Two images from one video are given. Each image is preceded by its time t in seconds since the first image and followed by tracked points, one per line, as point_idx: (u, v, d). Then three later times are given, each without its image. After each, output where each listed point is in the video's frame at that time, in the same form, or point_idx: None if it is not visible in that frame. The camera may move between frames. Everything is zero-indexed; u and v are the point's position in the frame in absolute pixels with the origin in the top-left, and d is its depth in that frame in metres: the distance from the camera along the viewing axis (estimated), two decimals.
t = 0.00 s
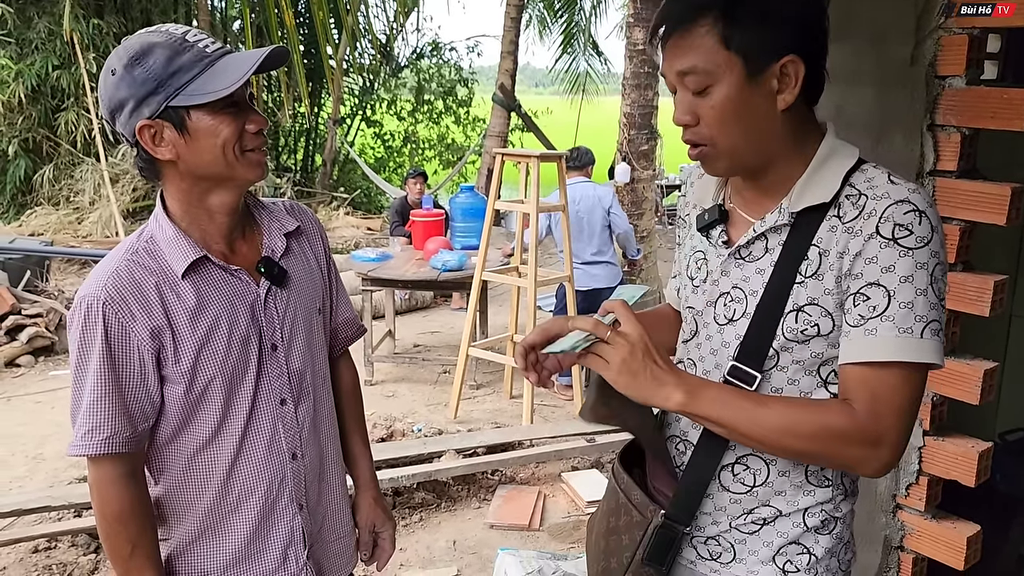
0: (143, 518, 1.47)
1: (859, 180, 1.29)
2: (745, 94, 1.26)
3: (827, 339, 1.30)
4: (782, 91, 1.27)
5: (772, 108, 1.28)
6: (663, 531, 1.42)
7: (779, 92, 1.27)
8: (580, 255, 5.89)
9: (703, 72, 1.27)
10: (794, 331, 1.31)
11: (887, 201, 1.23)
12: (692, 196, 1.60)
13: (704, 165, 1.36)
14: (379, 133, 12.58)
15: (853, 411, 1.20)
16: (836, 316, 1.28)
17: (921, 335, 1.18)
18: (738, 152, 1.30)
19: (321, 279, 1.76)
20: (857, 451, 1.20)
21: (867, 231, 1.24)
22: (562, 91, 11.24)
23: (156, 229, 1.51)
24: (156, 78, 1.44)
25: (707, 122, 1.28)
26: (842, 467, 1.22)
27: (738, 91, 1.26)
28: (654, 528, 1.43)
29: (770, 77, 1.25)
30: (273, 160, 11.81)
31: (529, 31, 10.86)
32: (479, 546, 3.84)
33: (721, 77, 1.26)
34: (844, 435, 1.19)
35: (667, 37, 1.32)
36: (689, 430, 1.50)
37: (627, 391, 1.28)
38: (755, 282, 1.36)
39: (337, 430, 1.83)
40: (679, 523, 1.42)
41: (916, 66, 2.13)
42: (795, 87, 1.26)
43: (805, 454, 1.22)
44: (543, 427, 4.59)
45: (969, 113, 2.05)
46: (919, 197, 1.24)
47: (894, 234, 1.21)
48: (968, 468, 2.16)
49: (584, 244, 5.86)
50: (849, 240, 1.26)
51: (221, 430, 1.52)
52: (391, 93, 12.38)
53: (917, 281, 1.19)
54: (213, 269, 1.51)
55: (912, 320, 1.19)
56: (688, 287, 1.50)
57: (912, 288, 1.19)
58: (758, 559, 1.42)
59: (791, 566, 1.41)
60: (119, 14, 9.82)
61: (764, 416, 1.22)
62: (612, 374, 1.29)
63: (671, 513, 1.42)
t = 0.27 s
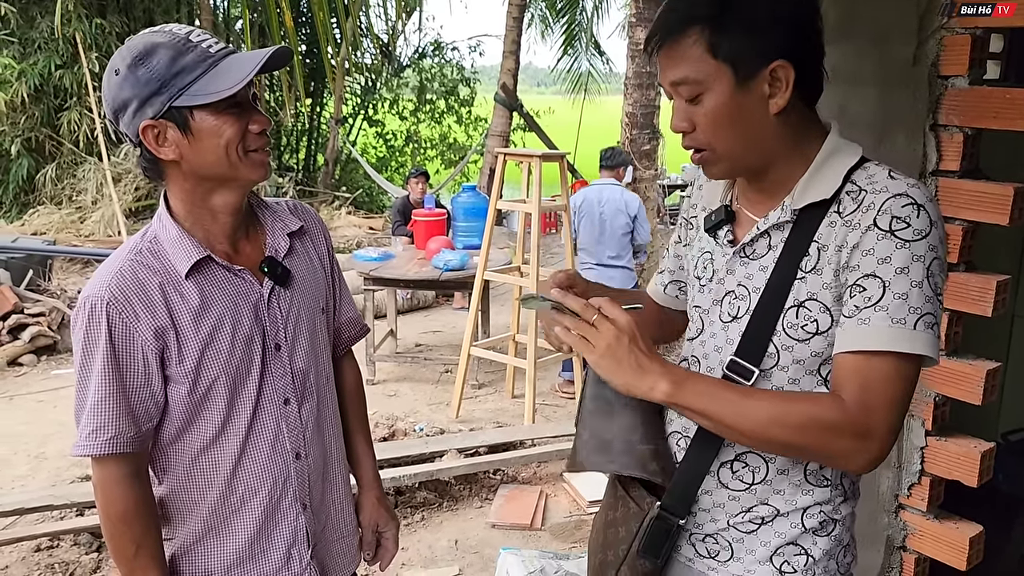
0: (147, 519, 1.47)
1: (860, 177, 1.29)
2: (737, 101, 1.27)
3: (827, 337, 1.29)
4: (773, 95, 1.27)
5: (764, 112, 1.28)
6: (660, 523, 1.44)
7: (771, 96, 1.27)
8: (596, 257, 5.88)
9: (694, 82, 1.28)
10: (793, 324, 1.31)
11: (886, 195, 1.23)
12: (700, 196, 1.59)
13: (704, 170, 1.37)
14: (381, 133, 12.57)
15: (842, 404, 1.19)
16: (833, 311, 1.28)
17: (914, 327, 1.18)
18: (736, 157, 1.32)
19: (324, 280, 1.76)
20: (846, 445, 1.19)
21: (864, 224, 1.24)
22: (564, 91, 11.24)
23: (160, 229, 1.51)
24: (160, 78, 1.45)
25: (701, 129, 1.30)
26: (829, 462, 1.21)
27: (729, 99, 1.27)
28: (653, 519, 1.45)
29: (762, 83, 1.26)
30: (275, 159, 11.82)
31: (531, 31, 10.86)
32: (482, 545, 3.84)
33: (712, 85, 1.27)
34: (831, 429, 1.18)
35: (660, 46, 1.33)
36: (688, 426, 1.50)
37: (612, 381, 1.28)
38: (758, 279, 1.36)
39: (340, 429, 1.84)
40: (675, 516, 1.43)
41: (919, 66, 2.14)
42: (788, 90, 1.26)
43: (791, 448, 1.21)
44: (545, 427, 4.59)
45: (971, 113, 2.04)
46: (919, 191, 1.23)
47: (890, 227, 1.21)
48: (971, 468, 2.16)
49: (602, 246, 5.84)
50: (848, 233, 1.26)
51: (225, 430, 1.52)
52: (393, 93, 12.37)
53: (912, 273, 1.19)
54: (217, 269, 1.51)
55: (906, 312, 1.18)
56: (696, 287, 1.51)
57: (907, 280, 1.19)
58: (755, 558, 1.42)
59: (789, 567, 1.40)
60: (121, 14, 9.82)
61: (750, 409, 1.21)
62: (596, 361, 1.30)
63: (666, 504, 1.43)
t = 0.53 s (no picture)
0: (150, 519, 1.47)
1: (861, 178, 1.29)
2: (731, 83, 1.29)
3: (828, 338, 1.29)
4: (766, 90, 1.28)
5: (753, 110, 1.30)
6: (664, 526, 1.44)
7: (763, 91, 1.28)
8: (605, 253, 5.89)
9: (697, 51, 1.32)
10: (793, 326, 1.31)
11: (884, 197, 1.24)
12: (701, 193, 1.59)
13: (690, 147, 1.39)
14: (382, 132, 12.55)
15: (841, 402, 1.19)
16: (834, 313, 1.28)
17: (910, 330, 1.19)
18: (718, 138, 1.33)
19: (326, 278, 1.76)
20: (845, 444, 1.19)
21: (864, 226, 1.24)
22: (566, 91, 11.24)
23: (162, 229, 1.51)
24: (162, 78, 1.45)
25: (694, 102, 1.32)
26: (826, 461, 1.21)
27: (722, 78, 1.29)
28: (656, 521, 1.45)
29: (756, 72, 1.27)
30: (276, 159, 11.82)
31: (532, 30, 10.86)
32: (483, 545, 3.84)
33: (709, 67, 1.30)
34: (828, 427, 1.19)
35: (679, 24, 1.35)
36: (691, 426, 1.50)
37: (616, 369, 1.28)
38: (759, 280, 1.36)
39: (342, 428, 1.84)
40: (678, 518, 1.43)
41: (922, 65, 2.14)
42: (781, 87, 1.27)
43: (788, 444, 1.21)
44: (547, 426, 4.59)
45: (973, 112, 2.03)
46: (918, 192, 1.23)
47: (889, 229, 1.21)
48: (973, 468, 2.15)
49: (611, 242, 5.84)
50: (847, 235, 1.26)
51: (228, 430, 1.52)
52: (394, 92, 12.31)
53: (910, 276, 1.19)
54: (220, 269, 1.51)
55: (902, 315, 1.19)
56: (697, 288, 1.51)
57: (905, 283, 1.19)
58: (759, 559, 1.42)
59: (792, 567, 1.40)
60: (123, 13, 9.82)
61: (749, 403, 1.21)
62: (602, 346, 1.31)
63: (670, 507, 1.44)
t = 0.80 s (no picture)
0: (152, 516, 1.47)
1: (859, 180, 1.28)
2: (732, 73, 1.29)
3: (830, 340, 1.30)
4: (764, 84, 1.28)
5: (751, 102, 1.29)
6: (663, 527, 1.44)
7: (761, 86, 1.28)
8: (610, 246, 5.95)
9: (702, 40, 1.33)
10: (794, 330, 1.31)
11: (885, 204, 1.23)
12: (699, 195, 1.59)
13: (686, 139, 1.39)
14: (384, 131, 12.53)
15: (880, 414, 1.21)
16: (837, 317, 1.28)
17: (926, 339, 1.19)
18: (713, 132, 1.33)
19: (329, 276, 1.76)
20: (890, 457, 1.22)
21: (868, 234, 1.24)
22: (567, 90, 11.25)
23: (165, 227, 1.51)
24: (165, 76, 1.45)
25: (691, 91, 1.33)
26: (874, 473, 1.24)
27: (721, 69, 1.30)
28: (654, 523, 1.45)
29: (756, 67, 1.28)
30: (279, 157, 11.83)
31: (534, 29, 10.87)
32: (484, 543, 3.84)
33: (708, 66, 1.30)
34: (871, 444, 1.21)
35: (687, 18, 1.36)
36: (690, 427, 1.50)
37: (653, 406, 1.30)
38: (757, 281, 1.36)
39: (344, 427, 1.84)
40: (676, 520, 1.43)
41: (925, 64, 2.12)
42: (779, 82, 1.27)
43: (835, 461, 1.24)
44: (549, 425, 4.59)
45: (975, 111, 2.05)
46: (917, 199, 1.23)
47: (894, 238, 1.21)
48: (975, 468, 2.16)
49: (615, 235, 5.90)
50: (849, 243, 1.26)
51: (231, 428, 1.53)
52: (397, 91, 12.31)
53: (920, 284, 1.20)
54: (222, 267, 1.51)
55: (917, 325, 1.19)
56: (695, 289, 1.51)
57: (915, 292, 1.20)
58: (758, 558, 1.42)
59: (791, 567, 1.40)
60: (125, 11, 9.83)
61: (793, 425, 1.24)
62: (636, 394, 1.31)
63: (668, 508, 1.44)
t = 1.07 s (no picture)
0: (156, 511, 1.48)
1: (864, 184, 1.28)
2: (738, 69, 1.30)
3: (832, 343, 1.30)
4: (772, 81, 1.29)
5: (760, 99, 1.30)
6: (663, 527, 1.45)
7: (770, 82, 1.29)
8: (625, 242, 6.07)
9: (708, 36, 1.34)
10: (796, 333, 1.31)
11: (890, 211, 1.23)
12: (702, 194, 1.60)
13: (693, 136, 1.40)
14: (387, 130, 12.54)
15: (887, 423, 1.23)
16: (840, 321, 1.29)
17: (933, 349, 1.19)
18: (719, 130, 1.34)
19: (334, 274, 1.77)
20: (901, 462, 1.24)
21: (872, 242, 1.24)
22: (570, 89, 11.26)
23: (170, 224, 1.52)
24: (170, 74, 1.46)
25: (699, 88, 1.34)
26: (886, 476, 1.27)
27: (729, 66, 1.31)
28: (654, 522, 1.46)
29: (764, 63, 1.28)
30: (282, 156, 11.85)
31: (537, 28, 10.89)
32: (487, 540, 3.86)
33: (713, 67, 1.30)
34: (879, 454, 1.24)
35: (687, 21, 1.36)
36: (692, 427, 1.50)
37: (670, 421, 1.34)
38: (759, 282, 1.37)
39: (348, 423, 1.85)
40: (677, 521, 1.44)
41: (928, 63, 2.13)
42: (788, 78, 1.28)
43: (846, 468, 1.27)
44: (551, 423, 4.60)
45: (978, 110, 2.05)
46: (921, 205, 1.23)
47: (899, 247, 1.21)
48: (976, 466, 2.16)
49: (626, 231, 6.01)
50: (854, 249, 1.26)
51: (235, 424, 1.54)
52: (400, 90, 12.32)
53: (925, 294, 1.20)
54: (227, 265, 1.52)
55: (923, 335, 1.20)
56: (698, 288, 1.52)
57: (921, 302, 1.20)
58: (758, 558, 1.43)
59: (791, 567, 1.41)
60: (129, 10, 9.86)
61: (804, 436, 1.26)
62: (652, 410, 1.36)
63: (668, 509, 1.44)
